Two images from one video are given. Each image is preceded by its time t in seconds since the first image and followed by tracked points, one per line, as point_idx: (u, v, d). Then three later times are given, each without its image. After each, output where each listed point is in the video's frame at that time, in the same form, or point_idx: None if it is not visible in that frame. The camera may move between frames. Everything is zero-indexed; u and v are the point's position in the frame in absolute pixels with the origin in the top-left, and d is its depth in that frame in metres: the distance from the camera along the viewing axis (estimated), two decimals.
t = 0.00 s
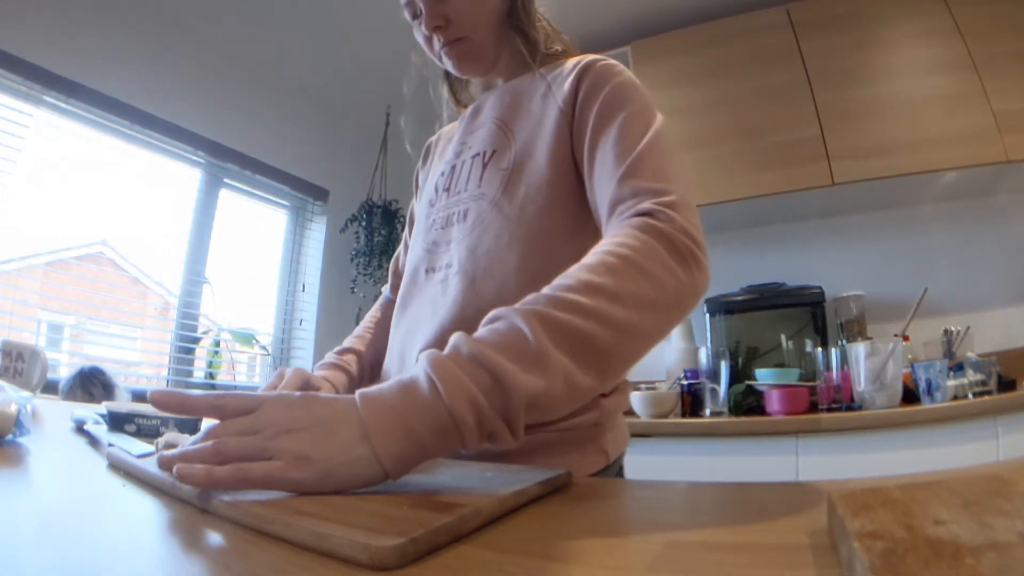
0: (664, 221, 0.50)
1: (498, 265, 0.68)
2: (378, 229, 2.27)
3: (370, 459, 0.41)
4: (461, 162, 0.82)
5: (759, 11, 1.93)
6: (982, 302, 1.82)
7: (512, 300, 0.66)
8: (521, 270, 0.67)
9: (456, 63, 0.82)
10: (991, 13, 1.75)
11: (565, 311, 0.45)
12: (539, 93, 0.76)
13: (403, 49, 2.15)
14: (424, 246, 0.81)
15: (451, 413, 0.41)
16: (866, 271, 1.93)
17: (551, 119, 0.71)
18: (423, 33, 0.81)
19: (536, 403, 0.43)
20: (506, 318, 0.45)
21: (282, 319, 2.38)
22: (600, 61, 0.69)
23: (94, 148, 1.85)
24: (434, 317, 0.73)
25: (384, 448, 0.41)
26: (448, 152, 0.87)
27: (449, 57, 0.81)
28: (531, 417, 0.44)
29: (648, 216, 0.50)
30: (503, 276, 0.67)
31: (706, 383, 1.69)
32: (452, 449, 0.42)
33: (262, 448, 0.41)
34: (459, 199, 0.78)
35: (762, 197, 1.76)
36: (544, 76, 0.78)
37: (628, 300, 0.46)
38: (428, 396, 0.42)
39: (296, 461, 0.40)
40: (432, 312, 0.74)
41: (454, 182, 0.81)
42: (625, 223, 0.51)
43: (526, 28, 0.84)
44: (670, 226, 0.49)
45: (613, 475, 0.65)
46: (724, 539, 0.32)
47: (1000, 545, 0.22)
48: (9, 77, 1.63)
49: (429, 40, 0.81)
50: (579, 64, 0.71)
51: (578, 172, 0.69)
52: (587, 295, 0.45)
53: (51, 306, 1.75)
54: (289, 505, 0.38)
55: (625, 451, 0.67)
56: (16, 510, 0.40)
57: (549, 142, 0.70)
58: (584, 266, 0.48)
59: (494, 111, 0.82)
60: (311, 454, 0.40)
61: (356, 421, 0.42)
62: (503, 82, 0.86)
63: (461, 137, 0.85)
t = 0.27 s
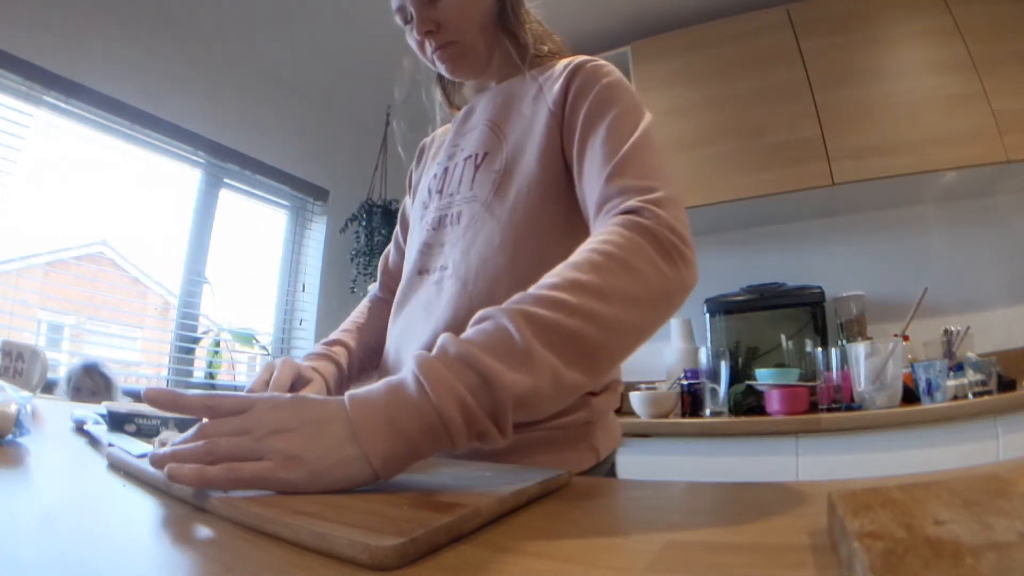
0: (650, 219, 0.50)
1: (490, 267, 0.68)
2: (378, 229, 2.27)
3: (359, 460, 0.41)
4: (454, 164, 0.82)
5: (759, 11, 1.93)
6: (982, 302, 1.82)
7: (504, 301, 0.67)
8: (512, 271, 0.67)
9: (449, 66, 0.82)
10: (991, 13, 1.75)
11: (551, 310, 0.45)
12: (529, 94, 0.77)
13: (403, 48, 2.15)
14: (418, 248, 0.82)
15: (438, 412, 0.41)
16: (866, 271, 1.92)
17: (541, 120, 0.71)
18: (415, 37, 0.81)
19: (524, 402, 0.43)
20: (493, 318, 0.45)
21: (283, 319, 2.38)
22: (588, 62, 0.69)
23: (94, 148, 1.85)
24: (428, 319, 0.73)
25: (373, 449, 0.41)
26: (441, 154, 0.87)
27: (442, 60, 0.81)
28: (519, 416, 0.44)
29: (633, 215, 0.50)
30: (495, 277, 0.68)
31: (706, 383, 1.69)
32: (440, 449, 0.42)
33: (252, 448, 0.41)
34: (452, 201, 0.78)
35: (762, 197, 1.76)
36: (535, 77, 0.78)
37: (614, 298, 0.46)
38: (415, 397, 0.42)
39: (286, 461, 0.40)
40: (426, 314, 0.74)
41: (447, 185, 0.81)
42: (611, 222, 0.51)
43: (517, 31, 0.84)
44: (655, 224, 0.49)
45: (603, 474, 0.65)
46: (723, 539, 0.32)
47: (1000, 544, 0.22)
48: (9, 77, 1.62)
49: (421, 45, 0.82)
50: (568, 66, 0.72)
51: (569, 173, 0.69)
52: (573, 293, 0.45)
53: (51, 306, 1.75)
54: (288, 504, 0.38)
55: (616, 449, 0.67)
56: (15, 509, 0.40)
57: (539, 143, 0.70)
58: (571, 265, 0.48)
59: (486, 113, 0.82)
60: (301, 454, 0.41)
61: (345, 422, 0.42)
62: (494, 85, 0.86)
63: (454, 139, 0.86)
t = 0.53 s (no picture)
0: (646, 219, 0.50)
1: (485, 267, 0.68)
2: (378, 229, 2.27)
3: (360, 461, 0.41)
4: (450, 164, 0.82)
5: (760, 12, 1.93)
6: (982, 302, 1.82)
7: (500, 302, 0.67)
8: (507, 271, 0.67)
9: (446, 67, 0.82)
10: (991, 13, 1.75)
11: (549, 311, 0.45)
12: (525, 95, 0.76)
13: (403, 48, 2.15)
14: (414, 248, 0.81)
15: (438, 413, 0.41)
16: (866, 271, 1.92)
17: (537, 121, 0.71)
18: (412, 39, 0.81)
19: (523, 403, 0.43)
20: (491, 319, 0.45)
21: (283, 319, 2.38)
22: (584, 63, 0.69)
23: (94, 148, 1.85)
24: (423, 319, 0.73)
25: (373, 450, 0.41)
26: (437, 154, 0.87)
27: (439, 62, 0.82)
28: (517, 417, 0.44)
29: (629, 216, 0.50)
30: (492, 278, 0.68)
31: (706, 383, 1.69)
32: (440, 449, 0.42)
33: (251, 448, 0.41)
34: (448, 201, 0.78)
35: (762, 197, 1.76)
36: (531, 78, 0.78)
37: (611, 298, 0.46)
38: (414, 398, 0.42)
39: (286, 462, 0.41)
40: (421, 314, 0.74)
41: (443, 185, 0.81)
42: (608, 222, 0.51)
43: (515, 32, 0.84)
44: (652, 224, 0.49)
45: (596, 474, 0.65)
46: (723, 539, 0.32)
47: (1000, 545, 0.22)
48: (9, 77, 1.62)
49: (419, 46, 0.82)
50: (565, 67, 0.72)
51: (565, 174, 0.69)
52: (570, 294, 0.45)
53: (51, 306, 1.75)
54: (288, 505, 0.38)
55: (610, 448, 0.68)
56: (14, 510, 0.40)
57: (535, 144, 0.70)
58: (567, 265, 0.48)
59: (482, 113, 0.82)
60: (300, 455, 0.41)
61: (344, 423, 0.42)
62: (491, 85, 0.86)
63: (450, 139, 0.86)
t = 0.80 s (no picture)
0: (644, 219, 0.50)
1: (481, 269, 0.68)
2: (378, 229, 2.27)
3: (360, 461, 0.41)
4: (448, 166, 0.82)
5: (760, 12, 1.93)
6: (982, 302, 1.82)
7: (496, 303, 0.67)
8: (503, 273, 0.67)
9: (445, 70, 0.83)
10: (991, 13, 1.75)
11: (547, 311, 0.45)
12: (522, 96, 0.76)
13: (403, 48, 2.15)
14: (412, 249, 0.81)
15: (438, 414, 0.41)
16: (866, 271, 1.92)
17: (533, 123, 0.71)
18: (411, 41, 0.81)
19: (522, 403, 0.43)
20: (491, 318, 0.45)
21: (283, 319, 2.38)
22: (582, 65, 0.69)
23: (94, 148, 1.85)
24: (421, 320, 0.73)
25: (373, 450, 0.41)
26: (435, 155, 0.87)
27: (438, 65, 0.82)
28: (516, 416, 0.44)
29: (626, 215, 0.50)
30: (488, 280, 0.67)
31: (706, 384, 1.68)
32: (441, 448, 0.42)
33: (251, 449, 0.41)
34: (446, 202, 0.78)
35: (762, 197, 1.76)
36: (528, 80, 0.78)
37: (609, 298, 0.46)
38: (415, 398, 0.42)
39: (286, 462, 0.41)
40: (418, 315, 0.74)
41: (441, 186, 0.81)
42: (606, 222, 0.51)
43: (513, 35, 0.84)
44: (649, 224, 0.49)
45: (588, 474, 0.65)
46: (724, 539, 0.32)
47: (1000, 545, 0.22)
48: (9, 77, 1.62)
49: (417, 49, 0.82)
50: (562, 69, 0.71)
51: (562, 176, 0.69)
52: (568, 293, 0.45)
53: (51, 306, 1.75)
54: (288, 505, 0.38)
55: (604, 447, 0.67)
56: (14, 510, 0.40)
57: (532, 145, 0.70)
58: (566, 265, 0.48)
59: (480, 115, 0.82)
60: (300, 455, 0.41)
61: (344, 424, 0.42)
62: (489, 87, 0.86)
63: (448, 141, 0.86)
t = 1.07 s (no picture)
0: (700, 234, 0.52)
1: (483, 268, 0.68)
2: (378, 229, 2.27)
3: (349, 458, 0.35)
4: (449, 166, 0.82)
5: (760, 12, 1.93)
6: (982, 302, 1.82)
7: (497, 302, 0.67)
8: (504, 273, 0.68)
9: (447, 71, 0.82)
10: (991, 13, 1.75)
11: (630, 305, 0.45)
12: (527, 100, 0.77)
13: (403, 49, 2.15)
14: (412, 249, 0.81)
15: (485, 404, 0.37)
16: (866, 271, 1.92)
17: (539, 126, 0.72)
18: (414, 41, 0.81)
19: (593, 390, 0.42)
20: (576, 313, 0.44)
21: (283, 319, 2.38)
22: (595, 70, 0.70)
23: (94, 148, 1.85)
24: (421, 319, 0.73)
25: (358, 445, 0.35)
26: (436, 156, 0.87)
27: (439, 66, 0.82)
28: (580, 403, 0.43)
29: (682, 231, 0.52)
30: (491, 279, 0.68)
31: (706, 384, 1.68)
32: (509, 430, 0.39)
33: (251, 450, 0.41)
34: (448, 202, 0.78)
35: (762, 197, 1.76)
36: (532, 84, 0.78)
37: (675, 307, 0.47)
38: (459, 375, 0.37)
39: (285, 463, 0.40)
40: (418, 314, 0.74)
41: (443, 187, 0.81)
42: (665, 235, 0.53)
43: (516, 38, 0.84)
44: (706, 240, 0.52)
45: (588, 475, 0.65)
46: (724, 539, 0.32)
47: (1000, 545, 0.23)
48: (9, 77, 1.62)
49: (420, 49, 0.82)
50: (568, 73, 0.73)
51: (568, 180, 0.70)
52: (644, 292, 0.46)
53: (51, 306, 1.75)
54: (288, 505, 0.38)
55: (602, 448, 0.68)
56: (14, 510, 0.40)
57: (536, 148, 0.71)
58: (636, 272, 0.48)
59: (482, 117, 0.82)
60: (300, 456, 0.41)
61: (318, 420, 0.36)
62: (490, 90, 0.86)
63: (449, 142, 0.86)
